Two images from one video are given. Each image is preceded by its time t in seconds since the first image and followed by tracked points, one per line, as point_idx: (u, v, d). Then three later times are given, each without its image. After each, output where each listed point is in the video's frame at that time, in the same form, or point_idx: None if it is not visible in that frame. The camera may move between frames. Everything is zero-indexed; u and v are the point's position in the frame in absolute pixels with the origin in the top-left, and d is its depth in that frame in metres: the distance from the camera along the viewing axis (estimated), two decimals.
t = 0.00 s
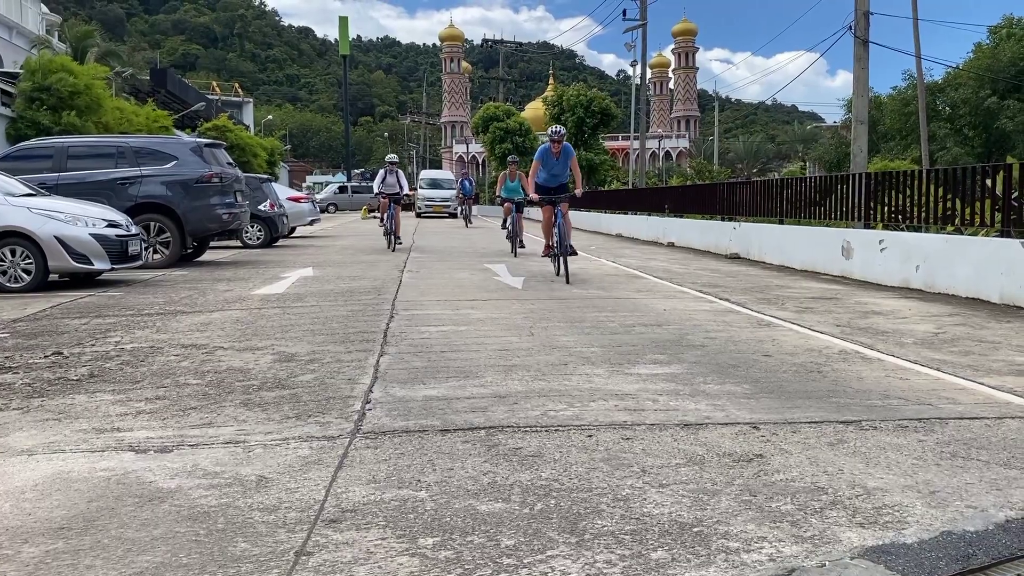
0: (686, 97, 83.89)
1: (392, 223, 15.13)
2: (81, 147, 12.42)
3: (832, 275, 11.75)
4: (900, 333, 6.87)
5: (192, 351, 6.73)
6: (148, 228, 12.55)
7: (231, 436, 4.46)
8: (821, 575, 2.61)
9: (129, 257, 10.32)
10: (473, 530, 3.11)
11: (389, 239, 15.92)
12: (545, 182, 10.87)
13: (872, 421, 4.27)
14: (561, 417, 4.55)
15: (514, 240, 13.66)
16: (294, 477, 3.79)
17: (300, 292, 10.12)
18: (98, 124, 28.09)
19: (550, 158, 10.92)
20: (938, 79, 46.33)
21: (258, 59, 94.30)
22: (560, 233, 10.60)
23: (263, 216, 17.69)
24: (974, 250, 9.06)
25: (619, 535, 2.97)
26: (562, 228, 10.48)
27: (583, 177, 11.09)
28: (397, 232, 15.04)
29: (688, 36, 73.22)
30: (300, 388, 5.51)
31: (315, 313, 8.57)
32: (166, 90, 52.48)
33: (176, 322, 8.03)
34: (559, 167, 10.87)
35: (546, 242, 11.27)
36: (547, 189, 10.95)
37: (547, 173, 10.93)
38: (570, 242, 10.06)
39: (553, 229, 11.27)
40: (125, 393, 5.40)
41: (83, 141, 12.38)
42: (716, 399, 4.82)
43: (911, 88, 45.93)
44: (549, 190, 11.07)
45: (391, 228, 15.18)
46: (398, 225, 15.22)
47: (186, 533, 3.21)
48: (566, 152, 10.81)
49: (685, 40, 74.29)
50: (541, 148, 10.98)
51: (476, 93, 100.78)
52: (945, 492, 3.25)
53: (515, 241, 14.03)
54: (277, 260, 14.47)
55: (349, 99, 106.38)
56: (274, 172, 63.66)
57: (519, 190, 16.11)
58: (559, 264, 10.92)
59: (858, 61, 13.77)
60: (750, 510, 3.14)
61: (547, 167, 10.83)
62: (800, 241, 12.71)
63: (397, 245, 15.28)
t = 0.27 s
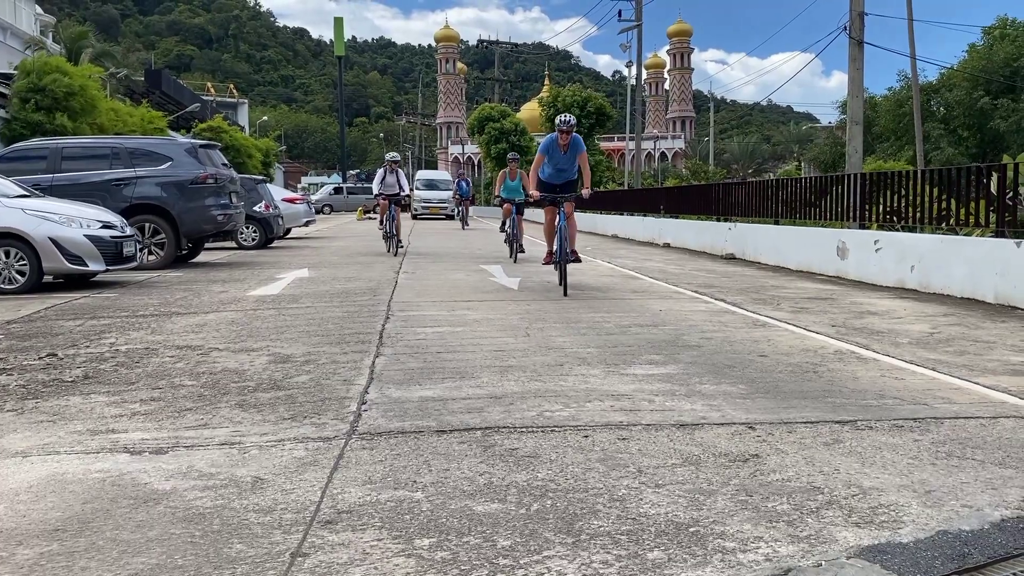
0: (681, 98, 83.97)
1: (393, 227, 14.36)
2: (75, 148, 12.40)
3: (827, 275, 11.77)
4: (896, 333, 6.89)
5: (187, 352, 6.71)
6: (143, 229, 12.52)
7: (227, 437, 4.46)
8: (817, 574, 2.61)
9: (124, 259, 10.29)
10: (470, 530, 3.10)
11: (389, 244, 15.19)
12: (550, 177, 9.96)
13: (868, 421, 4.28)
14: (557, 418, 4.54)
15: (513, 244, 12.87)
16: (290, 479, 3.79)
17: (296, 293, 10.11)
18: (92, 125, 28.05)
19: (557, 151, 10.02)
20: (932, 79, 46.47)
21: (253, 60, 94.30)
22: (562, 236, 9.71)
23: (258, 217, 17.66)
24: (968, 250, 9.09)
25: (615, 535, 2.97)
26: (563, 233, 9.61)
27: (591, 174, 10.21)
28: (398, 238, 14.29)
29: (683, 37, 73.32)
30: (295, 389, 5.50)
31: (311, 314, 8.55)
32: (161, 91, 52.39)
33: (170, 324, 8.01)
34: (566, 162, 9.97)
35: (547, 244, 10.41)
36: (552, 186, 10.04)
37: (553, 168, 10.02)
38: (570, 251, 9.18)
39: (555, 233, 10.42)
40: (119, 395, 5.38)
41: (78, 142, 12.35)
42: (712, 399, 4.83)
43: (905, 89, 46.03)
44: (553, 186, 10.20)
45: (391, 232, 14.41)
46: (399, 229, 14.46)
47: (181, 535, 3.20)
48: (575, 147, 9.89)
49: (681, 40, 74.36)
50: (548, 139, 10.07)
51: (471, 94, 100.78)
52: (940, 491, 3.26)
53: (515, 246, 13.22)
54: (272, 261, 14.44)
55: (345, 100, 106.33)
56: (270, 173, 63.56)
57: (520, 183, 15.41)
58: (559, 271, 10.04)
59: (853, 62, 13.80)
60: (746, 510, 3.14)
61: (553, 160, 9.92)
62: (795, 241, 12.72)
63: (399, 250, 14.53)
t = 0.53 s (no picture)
0: (676, 99, 84.05)
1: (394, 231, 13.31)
2: (69, 149, 12.37)
3: (822, 275, 11.79)
4: (889, 333, 6.90)
5: (181, 353, 6.70)
6: (137, 230, 12.48)
7: (222, 439, 4.45)
8: (811, 574, 2.62)
9: (118, 260, 10.28)
10: (465, 531, 3.10)
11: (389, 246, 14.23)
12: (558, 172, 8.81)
13: (862, 421, 4.29)
14: (552, 418, 4.54)
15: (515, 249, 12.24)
16: (285, 480, 3.78)
17: (290, 294, 10.10)
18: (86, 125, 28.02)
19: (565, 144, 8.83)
20: (924, 80, 46.65)
21: (247, 61, 94.18)
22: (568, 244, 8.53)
23: (253, 218, 17.64)
24: (961, 250, 9.12)
25: (610, 535, 2.97)
26: (569, 242, 8.41)
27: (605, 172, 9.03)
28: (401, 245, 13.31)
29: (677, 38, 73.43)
30: (290, 390, 5.49)
31: (305, 315, 8.54)
32: (155, 92, 52.30)
33: (165, 325, 7.99)
34: (576, 157, 8.79)
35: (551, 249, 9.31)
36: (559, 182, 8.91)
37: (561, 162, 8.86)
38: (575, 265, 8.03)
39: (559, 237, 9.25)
40: (114, 396, 5.37)
41: (72, 143, 12.32)
42: (707, 399, 4.83)
43: (899, 90, 46.15)
44: (562, 182, 9.06)
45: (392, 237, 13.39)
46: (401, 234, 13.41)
47: (175, 536, 3.20)
48: (588, 140, 8.67)
49: (675, 41, 74.44)
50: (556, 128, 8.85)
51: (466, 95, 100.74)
52: (934, 491, 3.27)
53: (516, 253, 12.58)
54: (267, 262, 14.42)
55: (340, 101, 106.24)
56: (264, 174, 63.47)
57: (521, 183, 15.23)
58: (565, 282, 8.98)
59: (846, 63, 13.83)
60: (740, 510, 3.15)
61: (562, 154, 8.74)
62: (790, 241, 12.74)
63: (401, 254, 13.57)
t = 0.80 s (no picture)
0: (670, 99, 84.16)
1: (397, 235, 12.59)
2: (62, 150, 12.32)
3: (816, 275, 11.81)
4: (883, 333, 6.92)
5: (175, 355, 6.68)
6: (130, 232, 12.44)
7: (215, 440, 4.44)
8: (804, 574, 2.62)
9: (111, 262, 10.26)
10: (459, 532, 3.10)
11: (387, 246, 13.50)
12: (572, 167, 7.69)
13: (855, 420, 4.30)
14: (547, 419, 4.54)
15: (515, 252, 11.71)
16: (279, 481, 3.78)
17: (284, 295, 10.08)
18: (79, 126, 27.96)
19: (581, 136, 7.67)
20: (917, 80, 46.82)
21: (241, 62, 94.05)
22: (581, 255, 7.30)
23: (247, 220, 17.61)
24: (954, 250, 9.14)
25: (604, 535, 2.98)
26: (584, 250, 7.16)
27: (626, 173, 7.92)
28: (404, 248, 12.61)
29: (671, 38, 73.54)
30: (284, 391, 5.48)
31: (299, 316, 8.53)
32: (148, 92, 52.18)
33: (158, 326, 7.96)
34: (593, 152, 7.67)
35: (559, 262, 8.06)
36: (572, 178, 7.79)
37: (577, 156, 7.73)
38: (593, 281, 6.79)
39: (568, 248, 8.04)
40: (107, 398, 5.35)
41: (65, 144, 12.28)
42: (701, 399, 4.84)
43: (892, 91, 46.28)
44: (576, 181, 7.96)
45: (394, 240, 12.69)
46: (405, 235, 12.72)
47: (169, 539, 3.19)
48: (609, 134, 7.55)
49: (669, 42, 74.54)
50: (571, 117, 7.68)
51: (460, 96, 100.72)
52: (927, 490, 3.28)
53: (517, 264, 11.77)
54: (260, 264, 14.38)
55: (334, 102, 106.13)
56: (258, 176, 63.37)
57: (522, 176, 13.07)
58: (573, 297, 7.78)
59: (840, 64, 13.87)
60: (734, 510, 3.15)
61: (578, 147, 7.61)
62: (784, 241, 12.76)
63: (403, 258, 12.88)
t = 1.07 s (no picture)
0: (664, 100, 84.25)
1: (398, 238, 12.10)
2: (55, 151, 12.28)
3: (809, 275, 11.84)
4: (876, 332, 6.93)
5: (168, 356, 6.66)
6: (123, 233, 12.40)
7: (208, 442, 4.43)
8: (797, 573, 2.62)
9: (104, 263, 10.24)
10: (451, 533, 3.09)
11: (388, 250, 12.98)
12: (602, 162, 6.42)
13: (848, 419, 4.31)
14: (540, 419, 4.54)
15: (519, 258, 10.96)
16: (271, 483, 3.77)
17: (278, 296, 10.06)
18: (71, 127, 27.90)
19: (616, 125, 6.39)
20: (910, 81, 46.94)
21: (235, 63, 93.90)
22: (615, 263, 5.94)
23: (240, 221, 17.57)
24: (947, 249, 9.16)
25: (597, 535, 2.97)
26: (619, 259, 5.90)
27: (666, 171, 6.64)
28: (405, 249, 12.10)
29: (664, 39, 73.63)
30: (277, 392, 5.47)
31: (293, 317, 8.52)
32: (142, 93, 52.07)
33: (151, 328, 7.94)
34: (630, 144, 6.40)
35: (575, 274, 6.71)
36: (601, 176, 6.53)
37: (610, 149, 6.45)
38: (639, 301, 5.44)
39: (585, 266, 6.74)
40: (99, 400, 5.33)
41: (57, 145, 12.23)
42: (694, 399, 4.84)
43: (885, 91, 46.39)
44: (606, 179, 6.68)
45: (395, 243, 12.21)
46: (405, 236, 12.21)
47: (160, 541, 3.18)
48: (651, 123, 6.27)
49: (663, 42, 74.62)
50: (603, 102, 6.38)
51: (454, 96, 100.67)
52: (920, 489, 3.29)
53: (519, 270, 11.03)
54: (254, 265, 14.35)
55: (328, 103, 106.00)
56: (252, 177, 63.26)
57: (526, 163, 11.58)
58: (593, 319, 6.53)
59: (833, 64, 13.90)
60: (727, 509, 3.15)
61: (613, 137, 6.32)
62: (778, 241, 12.77)
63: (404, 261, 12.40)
